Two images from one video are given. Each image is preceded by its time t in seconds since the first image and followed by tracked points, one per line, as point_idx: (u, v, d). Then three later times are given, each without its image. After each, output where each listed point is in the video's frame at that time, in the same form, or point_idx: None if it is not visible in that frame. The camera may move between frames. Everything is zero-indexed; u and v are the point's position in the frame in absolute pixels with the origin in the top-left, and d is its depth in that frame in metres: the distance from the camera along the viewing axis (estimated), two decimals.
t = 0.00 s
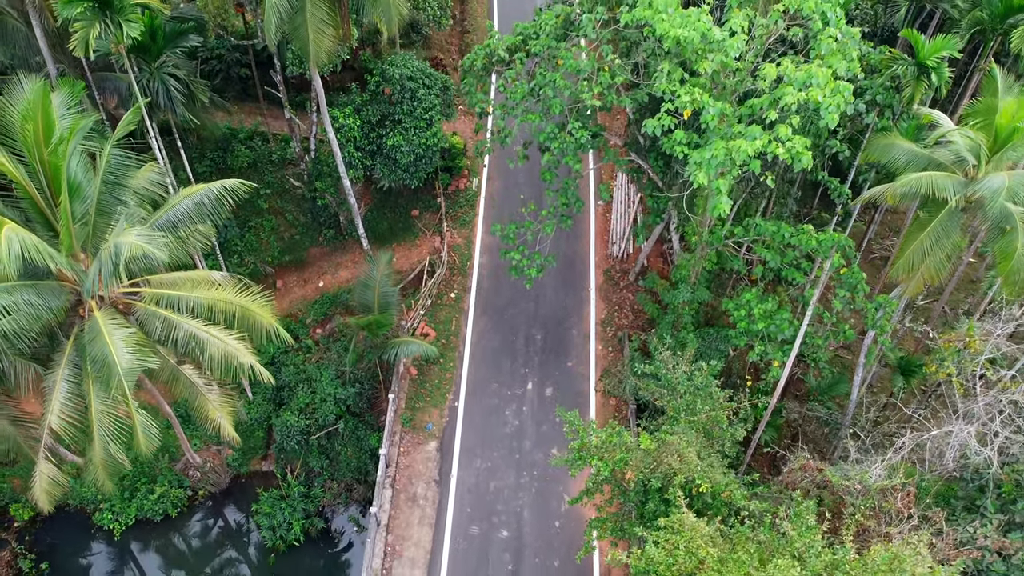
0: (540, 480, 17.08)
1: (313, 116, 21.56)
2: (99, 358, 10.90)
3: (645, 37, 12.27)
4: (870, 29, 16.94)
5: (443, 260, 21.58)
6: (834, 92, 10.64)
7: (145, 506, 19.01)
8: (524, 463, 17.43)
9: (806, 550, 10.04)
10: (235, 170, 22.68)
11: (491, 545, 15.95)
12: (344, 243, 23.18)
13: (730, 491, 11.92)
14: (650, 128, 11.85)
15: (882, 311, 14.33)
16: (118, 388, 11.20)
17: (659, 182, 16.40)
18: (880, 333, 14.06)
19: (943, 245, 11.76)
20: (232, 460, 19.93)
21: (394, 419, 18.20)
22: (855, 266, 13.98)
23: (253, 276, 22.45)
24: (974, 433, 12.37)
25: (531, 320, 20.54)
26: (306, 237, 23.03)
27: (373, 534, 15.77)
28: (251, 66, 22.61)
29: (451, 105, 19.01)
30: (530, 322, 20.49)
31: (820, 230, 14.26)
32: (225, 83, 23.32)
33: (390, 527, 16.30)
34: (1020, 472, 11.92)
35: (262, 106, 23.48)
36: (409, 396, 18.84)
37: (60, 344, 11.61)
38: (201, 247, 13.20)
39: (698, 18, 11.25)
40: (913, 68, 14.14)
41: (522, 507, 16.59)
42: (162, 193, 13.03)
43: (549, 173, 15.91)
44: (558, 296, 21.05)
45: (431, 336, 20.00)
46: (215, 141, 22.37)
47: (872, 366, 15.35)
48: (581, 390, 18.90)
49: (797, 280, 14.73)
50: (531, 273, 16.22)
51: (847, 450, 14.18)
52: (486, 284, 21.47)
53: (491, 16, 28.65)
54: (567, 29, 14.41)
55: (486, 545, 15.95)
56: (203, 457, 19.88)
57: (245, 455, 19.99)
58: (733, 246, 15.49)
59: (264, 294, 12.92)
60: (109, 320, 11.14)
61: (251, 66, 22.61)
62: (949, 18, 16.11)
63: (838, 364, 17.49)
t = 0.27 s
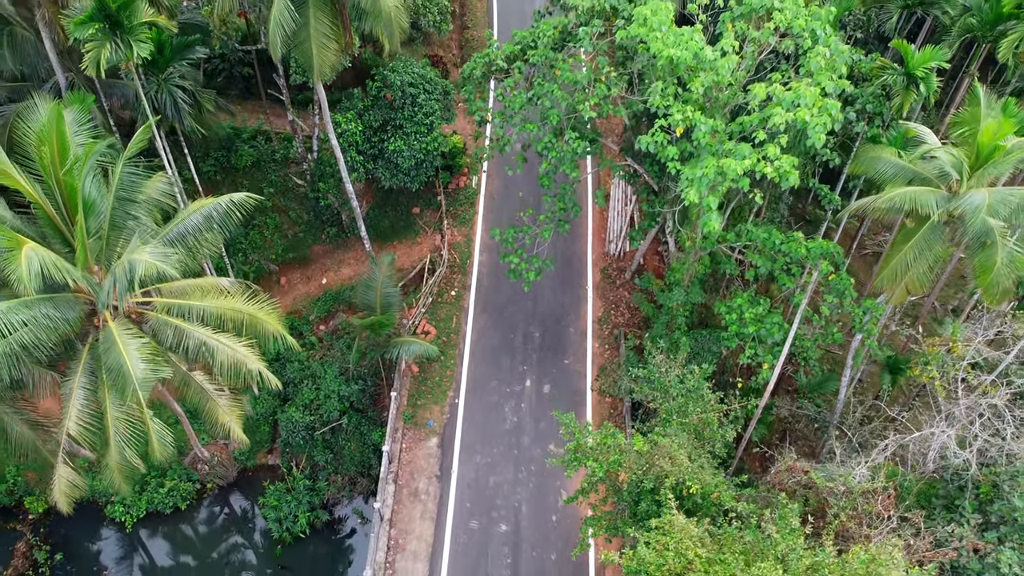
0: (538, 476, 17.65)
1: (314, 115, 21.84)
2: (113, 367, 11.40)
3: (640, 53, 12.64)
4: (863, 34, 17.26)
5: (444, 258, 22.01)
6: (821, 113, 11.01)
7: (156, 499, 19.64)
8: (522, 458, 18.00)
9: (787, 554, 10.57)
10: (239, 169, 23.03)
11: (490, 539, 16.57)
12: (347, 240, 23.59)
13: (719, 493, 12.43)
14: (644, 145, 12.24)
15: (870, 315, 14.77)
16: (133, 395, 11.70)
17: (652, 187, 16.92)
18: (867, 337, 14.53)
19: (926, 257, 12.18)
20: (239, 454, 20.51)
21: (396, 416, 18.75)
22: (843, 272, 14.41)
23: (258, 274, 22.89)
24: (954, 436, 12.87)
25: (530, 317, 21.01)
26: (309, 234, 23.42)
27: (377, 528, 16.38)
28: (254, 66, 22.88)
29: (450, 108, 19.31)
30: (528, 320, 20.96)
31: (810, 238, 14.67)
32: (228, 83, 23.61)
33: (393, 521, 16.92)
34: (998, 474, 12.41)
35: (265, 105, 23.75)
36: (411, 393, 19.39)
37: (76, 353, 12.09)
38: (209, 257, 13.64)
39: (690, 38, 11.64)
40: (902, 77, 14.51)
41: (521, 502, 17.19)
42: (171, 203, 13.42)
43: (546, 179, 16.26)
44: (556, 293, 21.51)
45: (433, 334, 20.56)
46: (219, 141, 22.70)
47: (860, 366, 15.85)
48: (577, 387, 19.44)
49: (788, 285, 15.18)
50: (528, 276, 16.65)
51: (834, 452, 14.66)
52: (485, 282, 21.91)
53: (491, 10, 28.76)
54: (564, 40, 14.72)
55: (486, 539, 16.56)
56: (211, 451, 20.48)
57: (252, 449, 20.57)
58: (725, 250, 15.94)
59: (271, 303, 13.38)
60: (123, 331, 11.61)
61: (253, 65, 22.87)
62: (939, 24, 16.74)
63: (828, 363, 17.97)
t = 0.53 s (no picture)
0: (536, 470, 18.24)
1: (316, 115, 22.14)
2: (128, 374, 11.91)
3: (635, 67, 13.00)
4: (856, 39, 17.54)
5: (445, 256, 22.44)
6: (808, 130, 11.39)
7: (166, 492, 20.25)
8: (520, 453, 18.59)
9: (771, 554, 11.11)
10: (243, 168, 23.38)
11: (490, 532, 17.19)
12: (349, 236, 23.99)
13: (709, 492, 12.98)
14: (638, 158, 12.62)
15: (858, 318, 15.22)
16: (147, 401, 12.22)
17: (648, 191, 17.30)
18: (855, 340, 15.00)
19: (910, 267, 12.60)
20: (246, 448, 21.11)
21: (399, 412, 19.31)
22: (832, 277, 14.84)
23: (262, 271, 23.33)
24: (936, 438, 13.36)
25: (528, 315, 21.50)
26: (312, 232, 23.81)
27: (381, 521, 17.01)
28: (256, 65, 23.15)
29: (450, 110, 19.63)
30: (527, 317, 21.45)
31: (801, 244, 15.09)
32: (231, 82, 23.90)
33: (396, 515, 17.53)
34: (976, 474, 12.95)
35: (268, 104, 24.07)
36: (412, 389, 19.93)
37: (92, 360, 12.57)
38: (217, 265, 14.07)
39: (683, 56, 12.01)
40: (891, 86, 14.84)
41: (519, 496, 17.79)
42: (180, 212, 13.84)
43: (544, 184, 16.64)
44: (554, 291, 21.97)
45: (434, 331, 21.06)
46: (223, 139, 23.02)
47: (848, 366, 16.35)
48: (575, 383, 19.98)
49: (779, 289, 15.64)
50: (527, 278, 17.11)
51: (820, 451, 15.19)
52: (485, 280, 22.36)
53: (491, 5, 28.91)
54: (561, 49, 15.05)
55: (486, 532, 17.18)
56: (219, 445, 21.06)
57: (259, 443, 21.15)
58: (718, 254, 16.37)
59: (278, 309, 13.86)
60: (137, 339, 12.09)
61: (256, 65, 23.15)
62: (931, 30, 17.02)
63: (819, 361, 18.45)
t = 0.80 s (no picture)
0: (534, 464, 18.84)
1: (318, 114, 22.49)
2: (142, 379, 12.42)
3: (630, 79, 13.35)
4: (849, 43, 17.84)
5: (445, 253, 22.86)
6: (796, 145, 11.78)
7: (176, 484, 20.87)
8: (519, 448, 19.17)
9: (757, 552, 11.69)
10: (246, 166, 23.74)
11: (490, 523, 17.83)
12: (351, 233, 24.39)
13: (699, 490, 13.54)
14: (633, 170, 13.02)
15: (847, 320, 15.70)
16: (161, 405, 12.74)
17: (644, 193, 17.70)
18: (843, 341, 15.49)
19: (894, 275, 13.07)
20: (252, 441, 21.70)
21: (401, 408, 19.87)
22: (821, 281, 15.30)
23: (266, 267, 23.77)
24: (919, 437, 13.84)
25: (527, 311, 21.99)
26: (315, 228, 24.22)
27: (385, 514, 17.64)
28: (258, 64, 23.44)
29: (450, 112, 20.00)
30: (525, 314, 21.94)
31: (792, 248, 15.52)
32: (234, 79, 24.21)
33: (399, 508, 18.15)
34: (955, 473, 13.50)
35: (271, 101, 24.44)
36: (414, 385, 20.47)
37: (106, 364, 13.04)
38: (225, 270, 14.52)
39: (676, 71, 12.37)
40: (881, 94, 15.19)
41: (518, 489, 18.41)
42: (189, 219, 14.26)
43: (542, 188, 17.03)
44: (552, 288, 22.44)
45: (435, 327, 21.55)
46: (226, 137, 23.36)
47: (837, 365, 16.86)
48: (572, 378, 20.52)
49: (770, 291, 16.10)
50: (525, 279, 17.55)
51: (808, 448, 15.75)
52: (485, 277, 22.82)
53: None
54: (558, 58, 15.37)
55: (485, 524, 17.82)
56: (226, 438, 21.65)
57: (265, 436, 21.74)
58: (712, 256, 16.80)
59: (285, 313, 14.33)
60: (150, 345, 12.58)
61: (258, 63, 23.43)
62: (922, 35, 17.30)
63: (810, 358, 18.95)
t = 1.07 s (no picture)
0: (532, 457, 19.45)
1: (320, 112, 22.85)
2: (156, 381, 12.98)
3: (625, 89, 13.73)
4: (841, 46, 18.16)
5: (446, 249, 23.31)
6: (785, 157, 12.20)
7: (185, 474, 21.53)
8: (518, 441, 19.78)
9: (743, 548, 12.27)
10: (250, 163, 24.13)
11: (489, 514, 18.48)
12: (354, 229, 24.80)
13: (689, 486, 14.12)
14: (628, 179, 13.45)
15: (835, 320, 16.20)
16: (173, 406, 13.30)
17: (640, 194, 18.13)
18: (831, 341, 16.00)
19: (879, 281, 13.56)
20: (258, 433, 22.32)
21: (403, 402, 20.45)
22: (810, 283, 15.78)
23: (270, 262, 24.24)
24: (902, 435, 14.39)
25: (526, 307, 22.49)
26: (318, 224, 24.64)
27: (388, 505, 18.28)
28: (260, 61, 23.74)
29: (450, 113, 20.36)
30: (524, 309, 22.45)
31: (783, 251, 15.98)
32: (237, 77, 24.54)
33: (401, 499, 18.80)
34: (935, 469, 14.06)
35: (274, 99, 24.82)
36: (416, 379, 21.04)
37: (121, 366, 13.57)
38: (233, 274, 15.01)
39: (669, 83, 12.75)
40: (871, 99, 15.54)
41: (517, 481, 19.03)
42: (198, 224, 14.70)
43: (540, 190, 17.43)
44: (550, 284, 22.92)
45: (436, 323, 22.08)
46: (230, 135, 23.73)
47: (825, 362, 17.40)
48: (569, 373, 21.08)
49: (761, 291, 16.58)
50: (524, 279, 18.01)
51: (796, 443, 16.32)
52: (484, 273, 23.29)
53: None
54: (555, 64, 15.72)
55: (485, 515, 18.48)
56: (233, 430, 22.27)
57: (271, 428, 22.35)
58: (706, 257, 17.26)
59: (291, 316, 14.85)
60: (163, 348, 13.11)
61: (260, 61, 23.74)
62: (914, 38, 17.62)
63: (801, 354, 19.47)
